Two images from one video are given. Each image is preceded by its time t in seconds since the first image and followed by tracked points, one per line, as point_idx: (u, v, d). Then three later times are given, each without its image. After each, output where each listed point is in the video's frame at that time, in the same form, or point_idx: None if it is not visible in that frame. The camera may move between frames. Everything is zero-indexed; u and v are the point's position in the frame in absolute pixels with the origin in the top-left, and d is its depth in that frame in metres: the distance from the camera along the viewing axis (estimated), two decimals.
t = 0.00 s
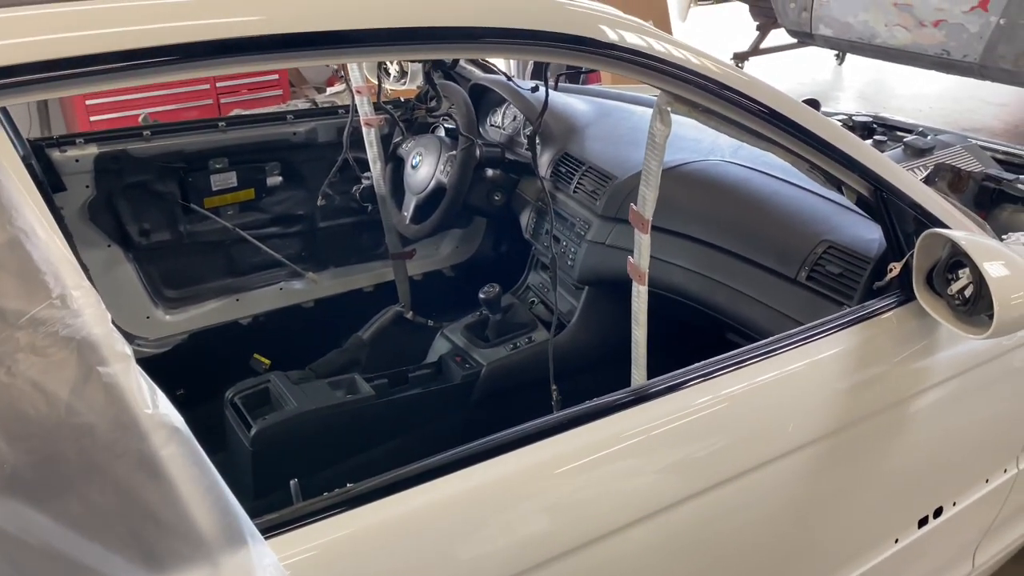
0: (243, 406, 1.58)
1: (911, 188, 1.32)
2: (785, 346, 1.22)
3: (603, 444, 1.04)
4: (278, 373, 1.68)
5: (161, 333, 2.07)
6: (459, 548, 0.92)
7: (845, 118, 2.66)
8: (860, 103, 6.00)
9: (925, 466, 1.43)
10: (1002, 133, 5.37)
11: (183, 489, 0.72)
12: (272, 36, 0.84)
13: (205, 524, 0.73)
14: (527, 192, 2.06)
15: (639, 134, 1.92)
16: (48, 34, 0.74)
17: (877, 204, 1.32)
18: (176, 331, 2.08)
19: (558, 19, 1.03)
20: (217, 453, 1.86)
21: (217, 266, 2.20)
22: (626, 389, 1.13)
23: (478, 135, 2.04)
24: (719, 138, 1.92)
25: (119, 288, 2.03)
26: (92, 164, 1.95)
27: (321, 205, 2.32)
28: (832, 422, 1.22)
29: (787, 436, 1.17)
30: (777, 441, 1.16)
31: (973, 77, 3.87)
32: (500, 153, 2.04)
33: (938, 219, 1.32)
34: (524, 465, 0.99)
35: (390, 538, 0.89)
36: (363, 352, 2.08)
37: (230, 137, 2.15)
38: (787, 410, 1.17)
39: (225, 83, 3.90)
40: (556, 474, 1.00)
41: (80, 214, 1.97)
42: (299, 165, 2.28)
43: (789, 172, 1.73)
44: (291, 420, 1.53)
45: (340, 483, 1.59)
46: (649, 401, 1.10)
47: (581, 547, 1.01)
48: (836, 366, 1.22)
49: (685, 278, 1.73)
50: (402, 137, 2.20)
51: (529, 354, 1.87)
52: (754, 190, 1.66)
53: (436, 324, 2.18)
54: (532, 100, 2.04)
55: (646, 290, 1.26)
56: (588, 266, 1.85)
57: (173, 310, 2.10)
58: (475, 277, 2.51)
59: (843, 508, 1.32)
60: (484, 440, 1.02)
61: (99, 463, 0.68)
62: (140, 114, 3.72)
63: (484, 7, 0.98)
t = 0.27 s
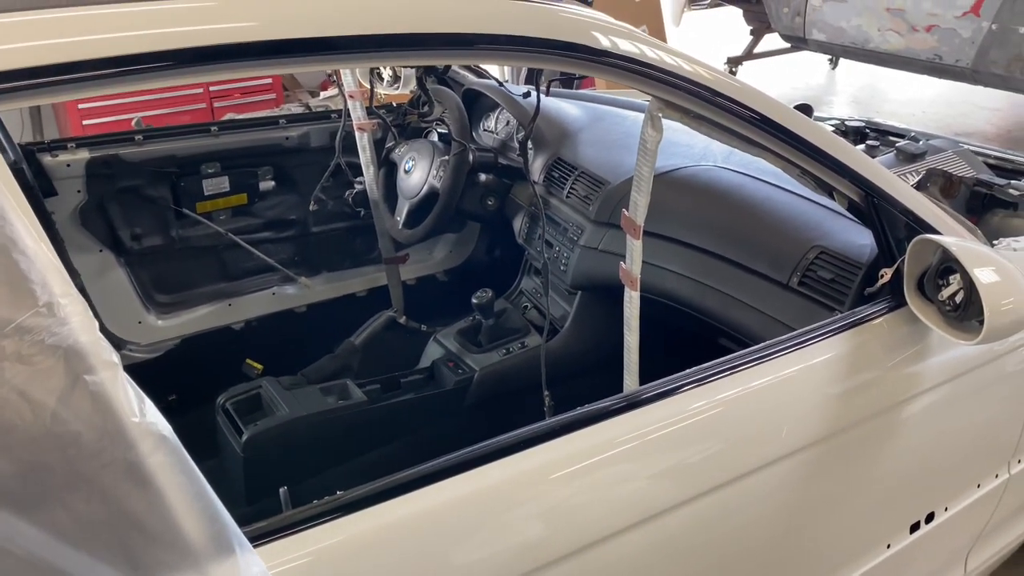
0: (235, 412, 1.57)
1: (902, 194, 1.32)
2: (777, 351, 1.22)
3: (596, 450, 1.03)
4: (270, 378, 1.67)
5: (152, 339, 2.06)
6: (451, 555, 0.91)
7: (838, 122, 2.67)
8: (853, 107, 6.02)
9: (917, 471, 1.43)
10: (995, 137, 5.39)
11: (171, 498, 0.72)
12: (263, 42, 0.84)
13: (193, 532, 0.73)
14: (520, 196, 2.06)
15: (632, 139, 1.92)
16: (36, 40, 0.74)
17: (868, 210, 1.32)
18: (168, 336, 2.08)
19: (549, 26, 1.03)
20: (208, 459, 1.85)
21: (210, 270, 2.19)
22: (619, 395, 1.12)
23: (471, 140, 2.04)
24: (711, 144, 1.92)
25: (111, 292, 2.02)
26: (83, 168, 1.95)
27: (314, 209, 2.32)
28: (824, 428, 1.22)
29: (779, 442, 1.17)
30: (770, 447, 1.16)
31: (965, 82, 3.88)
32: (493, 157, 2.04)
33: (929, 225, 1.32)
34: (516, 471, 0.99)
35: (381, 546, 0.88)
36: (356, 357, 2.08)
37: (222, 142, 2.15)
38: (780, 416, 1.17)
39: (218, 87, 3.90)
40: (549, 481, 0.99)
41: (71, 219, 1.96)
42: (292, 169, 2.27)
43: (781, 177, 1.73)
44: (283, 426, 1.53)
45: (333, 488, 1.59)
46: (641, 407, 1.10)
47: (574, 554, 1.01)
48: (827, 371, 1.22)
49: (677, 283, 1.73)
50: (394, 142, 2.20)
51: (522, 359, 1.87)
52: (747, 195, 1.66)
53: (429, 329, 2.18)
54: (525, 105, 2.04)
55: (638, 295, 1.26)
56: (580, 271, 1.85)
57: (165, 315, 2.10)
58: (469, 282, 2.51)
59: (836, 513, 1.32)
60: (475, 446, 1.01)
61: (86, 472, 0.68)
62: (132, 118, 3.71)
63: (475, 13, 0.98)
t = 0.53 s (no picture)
0: (229, 417, 1.56)
1: (899, 199, 1.32)
2: (773, 356, 1.22)
3: (591, 456, 1.03)
4: (264, 383, 1.66)
5: (147, 343, 2.05)
6: (445, 562, 0.90)
7: (833, 128, 2.68)
8: (849, 112, 6.04)
9: (913, 477, 1.43)
10: (990, 142, 5.41)
11: (164, 504, 0.71)
12: (257, 45, 0.83)
13: (185, 538, 0.72)
14: (516, 200, 2.06)
15: (629, 144, 1.92)
16: (30, 42, 0.73)
17: (865, 214, 1.32)
18: (163, 339, 2.07)
19: (546, 30, 1.03)
20: (202, 464, 1.84)
21: (205, 274, 2.18)
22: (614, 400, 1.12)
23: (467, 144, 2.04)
24: (708, 148, 1.92)
25: (105, 296, 2.01)
26: (78, 172, 1.94)
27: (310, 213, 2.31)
28: (820, 433, 1.21)
29: (776, 447, 1.17)
30: (766, 452, 1.16)
31: (960, 87, 3.90)
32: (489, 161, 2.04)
33: (926, 230, 1.32)
34: (511, 477, 0.98)
35: (375, 551, 0.88)
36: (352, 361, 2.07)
37: (217, 145, 2.14)
38: (776, 421, 1.16)
39: (214, 90, 3.89)
40: (545, 486, 0.99)
41: (66, 223, 1.95)
42: (288, 173, 2.27)
43: (777, 182, 1.73)
44: (279, 431, 1.51)
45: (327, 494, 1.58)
46: (638, 412, 1.10)
47: (570, 560, 1.00)
48: (824, 376, 1.22)
49: (674, 288, 1.73)
50: (390, 146, 2.20)
51: (517, 363, 1.86)
52: (743, 200, 1.66)
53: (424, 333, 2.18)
54: (522, 109, 2.04)
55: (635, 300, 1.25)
56: (576, 276, 1.84)
57: (159, 319, 2.09)
58: (465, 286, 2.51)
59: (832, 518, 1.32)
60: (470, 451, 1.01)
61: (78, 477, 0.67)
62: (128, 122, 3.71)
63: (472, 17, 0.98)
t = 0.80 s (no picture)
0: (227, 421, 1.55)
1: (899, 204, 1.32)
2: (773, 361, 1.21)
3: (590, 461, 1.02)
4: (261, 387, 1.66)
5: (145, 346, 2.04)
6: (443, 568, 0.90)
7: (833, 133, 2.68)
8: (848, 118, 6.05)
9: (913, 483, 1.42)
10: (989, 148, 5.41)
11: (160, 508, 0.70)
12: (256, 48, 0.83)
13: (180, 543, 0.72)
14: (515, 204, 2.05)
15: (628, 148, 1.92)
16: (27, 44, 0.73)
17: (864, 219, 1.32)
18: (160, 343, 2.06)
19: (546, 33, 1.02)
20: (200, 468, 1.83)
21: (203, 277, 2.18)
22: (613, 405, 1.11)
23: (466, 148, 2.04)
24: (707, 152, 1.92)
25: (103, 299, 2.01)
26: (76, 174, 1.93)
27: (309, 217, 2.31)
28: (820, 438, 1.21)
29: (775, 453, 1.16)
30: (765, 458, 1.15)
31: (959, 92, 3.90)
32: (489, 165, 2.04)
33: (926, 235, 1.32)
34: (509, 482, 0.98)
35: (373, 556, 0.87)
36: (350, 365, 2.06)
37: (216, 148, 2.14)
38: (776, 427, 1.16)
39: (213, 94, 3.89)
40: (543, 491, 0.98)
41: (64, 226, 1.95)
42: (287, 176, 2.27)
43: (776, 186, 1.73)
44: (277, 435, 1.51)
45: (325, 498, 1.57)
46: (637, 417, 1.09)
47: (568, 566, 1.00)
48: (824, 381, 1.21)
49: (673, 292, 1.73)
50: (390, 149, 2.20)
51: (516, 368, 1.86)
52: (742, 204, 1.66)
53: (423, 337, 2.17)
54: (521, 113, 2.03)
55: (634, 304, 1.25)
56: (575, 280, 1.84)
57: (157, 322, 2.08)
58: (463, 290, 2.50)
59: (831, 524, 1.31)
60: (468, 456, 1.00)
61: (73, 481, 0.67)
62: (127, 125, 3.70)
63: (472, 20, 0.97)
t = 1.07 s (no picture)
0: (227, 424, 1.55)
1: (900, 211, 1.32)
2: (774, 367, 1.21)
3: (591, 467, 1.02)
4: (262, 391, 1.65)
5: (146, 349, 2.04)
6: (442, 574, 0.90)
7: (835, 138, 2.68)
8: (850, 123, 6.05)
9: (915, 490, 1.42)
10: (991, 154, 5.41)
11: (159, 513, 0.70)
12: (258, 53, 0.83)
13: (179, 547, 0.71)
14: (517, 209, 2.05)
15: (629, 153, 1.92)
16: (28, 48, 0.73)
17: (866, 225, 1.32)
18: (161, 346, 2.06)
19: (548, 39, 1.02)
20: (200, 473, 1.83)
21: (205, 281, 2.18)
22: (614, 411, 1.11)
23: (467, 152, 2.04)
24: (709, 158, 1.92)
25: (104, 302, 2.01)
26: (78, 177, 1.94)
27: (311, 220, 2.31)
28: (821, 445, 1.20)
29: (776, 460, 1.16)
30: (767, 465, 1.15)
31: (961, 98, 3.90)
32: (490, 170, 2.04)
33: (927, 242, 1.32)
34: (510, 488, 0.97)
35: (372, 562, 0.87)
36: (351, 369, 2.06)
37: (217, 152, 2.14)
38: (777, 434, 1.16)
39: (216, 97, 3.89)
40: (544, 497, 0.98)
41: (65, 229, 1.95)
42: (288, 180, 2.27)
43: (778, 192, 1.73)
44: (277, 439, 1.51)
45: (325, 503, 1.57)
46: (638, 423, 1.09)
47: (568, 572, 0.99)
48: (825, 388, 1.21)
49: (674, 298, 1.72)
50: (391, 154, 2.20)
51: (517, 373, 1.86)
52: (744, 210, 1.66)
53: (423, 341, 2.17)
54: (523, 118, 2.04)
55: (635, 310, 1.25)
56: (576, 285, 1.84)
57: (158, 325, 2.08)
58: (464, 294, 2.50)
59: (832, 531, 1.31)
60: (468, 462, 1.00)
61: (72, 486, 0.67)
62: (129, 127, 3.71)
63: (473, 26, 0.98)
